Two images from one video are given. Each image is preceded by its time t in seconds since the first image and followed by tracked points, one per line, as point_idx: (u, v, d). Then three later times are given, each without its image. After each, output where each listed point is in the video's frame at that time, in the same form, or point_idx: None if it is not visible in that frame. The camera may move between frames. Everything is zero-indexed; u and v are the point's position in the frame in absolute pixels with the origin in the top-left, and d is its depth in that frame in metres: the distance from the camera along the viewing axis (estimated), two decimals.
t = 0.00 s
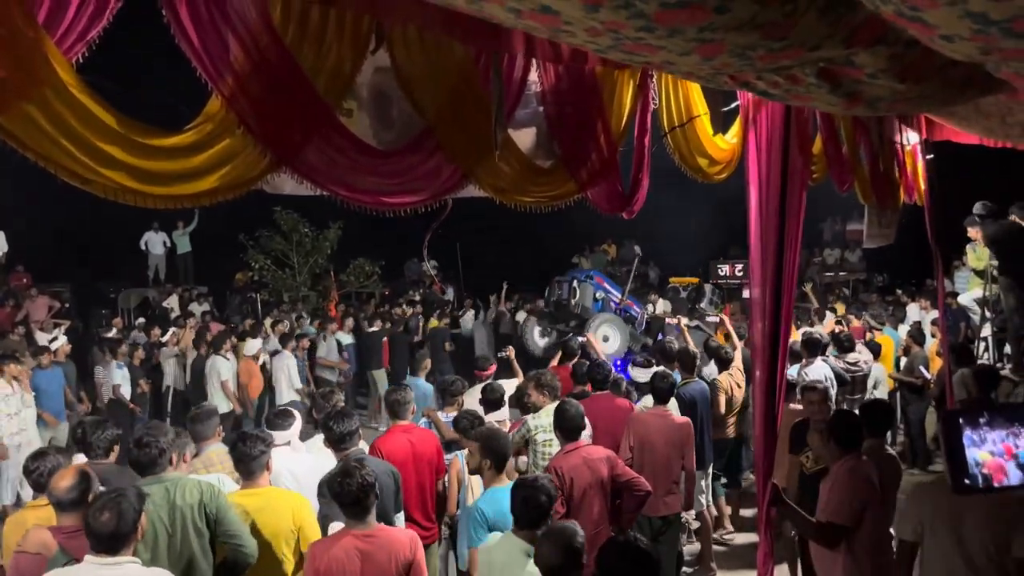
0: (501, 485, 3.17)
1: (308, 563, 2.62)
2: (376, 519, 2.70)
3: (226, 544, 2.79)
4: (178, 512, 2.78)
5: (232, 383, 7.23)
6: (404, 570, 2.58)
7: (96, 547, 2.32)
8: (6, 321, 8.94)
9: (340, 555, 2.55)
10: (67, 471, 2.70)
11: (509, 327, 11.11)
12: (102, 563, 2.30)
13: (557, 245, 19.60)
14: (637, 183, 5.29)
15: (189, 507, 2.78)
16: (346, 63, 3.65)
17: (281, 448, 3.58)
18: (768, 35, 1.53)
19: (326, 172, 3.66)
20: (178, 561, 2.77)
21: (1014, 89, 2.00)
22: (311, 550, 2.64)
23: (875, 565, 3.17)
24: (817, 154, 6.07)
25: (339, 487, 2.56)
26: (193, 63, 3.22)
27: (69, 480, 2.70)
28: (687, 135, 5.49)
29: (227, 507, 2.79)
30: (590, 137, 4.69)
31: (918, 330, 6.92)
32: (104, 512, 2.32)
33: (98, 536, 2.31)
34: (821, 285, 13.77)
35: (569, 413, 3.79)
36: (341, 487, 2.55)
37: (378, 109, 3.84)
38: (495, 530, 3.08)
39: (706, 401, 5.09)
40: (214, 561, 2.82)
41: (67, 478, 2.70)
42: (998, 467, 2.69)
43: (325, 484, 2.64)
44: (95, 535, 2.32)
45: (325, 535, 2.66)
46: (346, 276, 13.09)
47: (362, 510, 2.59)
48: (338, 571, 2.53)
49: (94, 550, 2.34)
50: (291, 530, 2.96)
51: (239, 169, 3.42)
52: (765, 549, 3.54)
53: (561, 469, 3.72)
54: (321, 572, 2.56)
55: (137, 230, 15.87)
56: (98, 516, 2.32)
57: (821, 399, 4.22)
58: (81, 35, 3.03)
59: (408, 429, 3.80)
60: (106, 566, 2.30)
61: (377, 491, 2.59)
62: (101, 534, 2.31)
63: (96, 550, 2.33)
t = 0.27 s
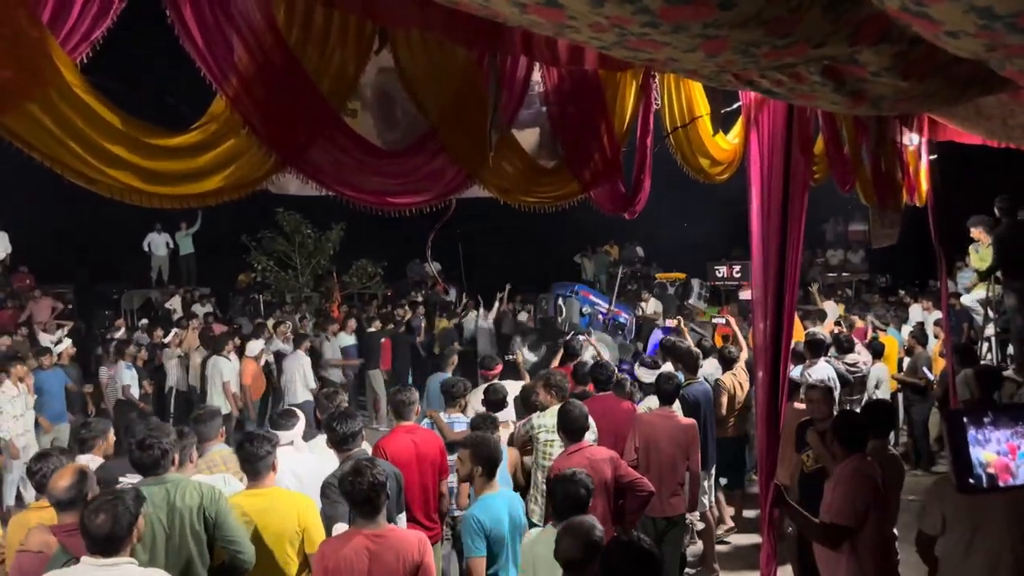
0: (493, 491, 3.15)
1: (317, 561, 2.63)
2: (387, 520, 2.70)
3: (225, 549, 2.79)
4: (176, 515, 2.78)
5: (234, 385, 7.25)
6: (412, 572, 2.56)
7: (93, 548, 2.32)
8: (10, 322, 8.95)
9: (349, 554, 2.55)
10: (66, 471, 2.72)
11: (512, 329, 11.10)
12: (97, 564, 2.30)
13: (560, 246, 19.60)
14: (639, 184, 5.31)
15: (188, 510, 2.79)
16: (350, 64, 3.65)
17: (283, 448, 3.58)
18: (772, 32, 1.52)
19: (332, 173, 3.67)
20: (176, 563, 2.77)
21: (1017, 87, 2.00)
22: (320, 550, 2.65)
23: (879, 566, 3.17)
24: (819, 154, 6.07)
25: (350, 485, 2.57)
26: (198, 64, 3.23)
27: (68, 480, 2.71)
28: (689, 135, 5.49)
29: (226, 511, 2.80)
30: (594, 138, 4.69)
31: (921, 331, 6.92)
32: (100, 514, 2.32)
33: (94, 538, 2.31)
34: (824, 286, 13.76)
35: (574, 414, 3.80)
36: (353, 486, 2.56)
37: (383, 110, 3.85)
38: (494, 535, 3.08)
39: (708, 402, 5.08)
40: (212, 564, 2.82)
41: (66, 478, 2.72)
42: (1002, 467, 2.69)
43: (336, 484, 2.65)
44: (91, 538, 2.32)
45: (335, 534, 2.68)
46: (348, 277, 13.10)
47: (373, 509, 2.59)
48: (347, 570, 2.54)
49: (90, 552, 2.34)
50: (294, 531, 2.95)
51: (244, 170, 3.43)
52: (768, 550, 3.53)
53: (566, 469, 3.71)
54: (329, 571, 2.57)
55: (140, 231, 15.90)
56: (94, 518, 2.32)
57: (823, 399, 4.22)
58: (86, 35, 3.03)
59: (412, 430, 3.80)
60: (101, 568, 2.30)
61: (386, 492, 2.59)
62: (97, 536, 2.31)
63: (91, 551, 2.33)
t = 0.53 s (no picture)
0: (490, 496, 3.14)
1: (322, 560, 2.64)
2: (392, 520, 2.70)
3: (223, 552, 2.79)
4: (175, 515, 2.79)
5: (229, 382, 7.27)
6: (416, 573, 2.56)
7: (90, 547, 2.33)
8: (13, 323, 8.96)
9: (355, 553, 2.56)
10: (72, 472, 2.73)
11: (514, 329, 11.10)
12: (95, 564, 2.31)
13: (562, 247, 19.60)
14: (643, 184, 5.32)
15: (187, 511, 2.79)
16: (355, 63, 3.66)
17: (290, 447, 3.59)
18: (778, 27, 1.52)
19: (336, 172, 3.68)
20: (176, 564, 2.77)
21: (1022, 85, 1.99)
22: (325, 548, 2.66)
23: (882, 566, 3.16)
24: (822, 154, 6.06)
25: (356, 485, 2.57)
26: (204, 62, 3.23)
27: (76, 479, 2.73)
28: (693, 135, 5.49)
29: (226, 513, 2.80)
30: (599, 138, 4.69)
31: (925, 332, 6.90)
32: (97, 514, 2.33)
33: (91, 536, 2.31)
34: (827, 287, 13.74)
35: (576, 415, 3.81)
36: (359, 484, 2.57)
37: (388, 109, 3.88)
38: (495, 539, 3.08)
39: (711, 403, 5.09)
40: (210, 565, 2.82)
41: (72, 479, 2.73)
42: (1012, 464, 2.67)
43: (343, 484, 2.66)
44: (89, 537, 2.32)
45: (341, 533, 2.68)
46: (351, 278, 13.10)
47: (379, 508, 2.60)
48: (351, 569, 2.54)
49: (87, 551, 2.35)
50: (296, 533, 2.95)
51: (249, 168, 3.44)
52: (771, 550, 3.52)
53: (568, 469, 3.72)
54: (334, 570, 2.57)
55: (143, 232, 15.92)
56: (92, 518, 2.32)
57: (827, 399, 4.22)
58: (92, 33, 3.04)
59: (415, 430, 3.80)
60: (98, 568, 2.30)
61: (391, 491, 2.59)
62: (94, 534, 2.31)
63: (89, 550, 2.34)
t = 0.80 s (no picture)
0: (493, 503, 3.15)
1: (325, 561, 2.63)
2: (394, 521, 2.70)
3: (221, 555, 2.79)
4: (175, 519, 2.78)
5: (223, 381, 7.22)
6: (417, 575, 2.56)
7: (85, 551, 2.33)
8: (16, 323, 8.98)
9: (356, 554, 2.56)
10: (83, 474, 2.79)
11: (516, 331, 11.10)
12: (91, 565, 2.31)
13: (564, 248, 19.59)
14: (645, 186, 5.32)
15: (186, 515, 2.79)
16: (356, 66, 3.67)
17: (295, 447, 3.61)
18: (778, 32, 1.52)
19: (337, 174, 3.68)
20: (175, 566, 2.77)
21: None
22: (328, 550, 2.65)
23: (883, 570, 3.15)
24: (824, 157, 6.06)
25: (361, 486, 2.58)
26: (204, 64, 3.22)
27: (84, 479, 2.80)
28: (695, 138, 5.49)
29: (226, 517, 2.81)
30: (600, 140, 4.69)
31: (926, 335, 6.89)
32: (92, 517, 2.33)
33: (85, 538, 2.32)
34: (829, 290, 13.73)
35: (578, 418, 3.81)
36: (364, 485, 2.57)
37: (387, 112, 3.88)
38: (497, 545, 3.06)
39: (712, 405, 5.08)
40: (209, 567, 2.83)
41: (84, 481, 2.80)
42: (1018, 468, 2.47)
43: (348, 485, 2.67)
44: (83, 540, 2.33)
45: (344, 535, 2.68)
46: (353, 279, 13.11)
47: (382, 509, 2.59)
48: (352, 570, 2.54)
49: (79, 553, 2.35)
50: (298, 535, 2.95)
51: (250, 171, 3.45)
52: (771, 554, 3.52)
53: (569, 472, 3.72)
54: (336, 570, 2.57)
55: (146, 232, 15.94)
56: (86, 520, 2.32)
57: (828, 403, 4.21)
58: (94, 36, 3.04)
59: (415, 432, 3.80)
60: (95, 568, 2.31)
61: (394, 493, 2.59)
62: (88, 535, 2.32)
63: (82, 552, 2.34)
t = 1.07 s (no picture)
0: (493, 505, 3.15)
1: (326, 561, 2.63)
2: (396, 523, 2.70)
3: (223, 557, 2.79)
4: (177, 521, 2.79)
5: (219, 383, 7.24)
6: None
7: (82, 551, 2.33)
8: (18, 323, 9.00)
9: (357, 556, 2.56)
10: (87, 474, 2.85)
11: (517, 333, 11.10)
12: (86, 565, 2.31)
13: (566, 250, 19.59)
14: (646, 189, 5.32)
15: (189, 517, 2.79)
16: (357, 69, 3.67)
17: (301, 448, 3.64)
18: (777, 37, 1.52)
19: (338, 176, 3.69)
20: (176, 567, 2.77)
21: None
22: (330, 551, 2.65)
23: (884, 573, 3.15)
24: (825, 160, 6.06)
25: (364, 487, 2.58)
26: (206, 67, 3.22)
27: (92, 480, 2.85)
28: (696, 141, 5.50)
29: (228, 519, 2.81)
30: (601, 142, 4.70)
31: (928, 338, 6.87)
32: (85, 517, 2.33)
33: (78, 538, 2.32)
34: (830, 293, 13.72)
35: (580, 420, 3.81)
36: (366, 486, 2.58)
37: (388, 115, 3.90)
38: (497, 551, 3.06)
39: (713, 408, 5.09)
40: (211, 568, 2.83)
41: (88, 481, 2.85)
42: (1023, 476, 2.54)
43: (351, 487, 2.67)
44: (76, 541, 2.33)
45: (345, 536, 2.68)
46: (355, 280, 13.11)
47: (384, 511, 2.60)
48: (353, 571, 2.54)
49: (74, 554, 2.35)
50: (302, 536, 2.95)
51: (252, 173, 3.45)
52: (772, 556, 3.51)
53: (570, 474, 3.72)
54: (337, 571, 2.57)
55: (148, 233, 15.95)
56: (79, 520, 2.32)
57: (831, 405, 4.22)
58: (96, 40, 3.05)
59: (414, 433, 3.80)
60: (90, 569, 2.31)
61: (395, 495, 2.60)
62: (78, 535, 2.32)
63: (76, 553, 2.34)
